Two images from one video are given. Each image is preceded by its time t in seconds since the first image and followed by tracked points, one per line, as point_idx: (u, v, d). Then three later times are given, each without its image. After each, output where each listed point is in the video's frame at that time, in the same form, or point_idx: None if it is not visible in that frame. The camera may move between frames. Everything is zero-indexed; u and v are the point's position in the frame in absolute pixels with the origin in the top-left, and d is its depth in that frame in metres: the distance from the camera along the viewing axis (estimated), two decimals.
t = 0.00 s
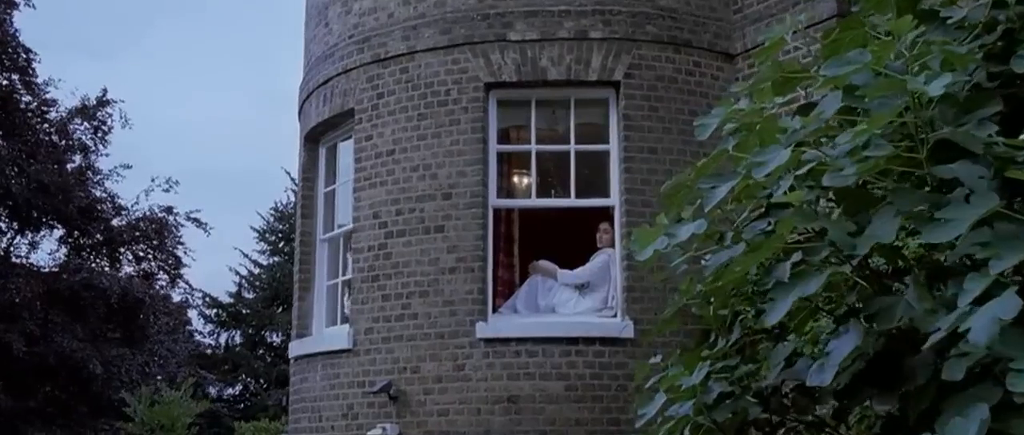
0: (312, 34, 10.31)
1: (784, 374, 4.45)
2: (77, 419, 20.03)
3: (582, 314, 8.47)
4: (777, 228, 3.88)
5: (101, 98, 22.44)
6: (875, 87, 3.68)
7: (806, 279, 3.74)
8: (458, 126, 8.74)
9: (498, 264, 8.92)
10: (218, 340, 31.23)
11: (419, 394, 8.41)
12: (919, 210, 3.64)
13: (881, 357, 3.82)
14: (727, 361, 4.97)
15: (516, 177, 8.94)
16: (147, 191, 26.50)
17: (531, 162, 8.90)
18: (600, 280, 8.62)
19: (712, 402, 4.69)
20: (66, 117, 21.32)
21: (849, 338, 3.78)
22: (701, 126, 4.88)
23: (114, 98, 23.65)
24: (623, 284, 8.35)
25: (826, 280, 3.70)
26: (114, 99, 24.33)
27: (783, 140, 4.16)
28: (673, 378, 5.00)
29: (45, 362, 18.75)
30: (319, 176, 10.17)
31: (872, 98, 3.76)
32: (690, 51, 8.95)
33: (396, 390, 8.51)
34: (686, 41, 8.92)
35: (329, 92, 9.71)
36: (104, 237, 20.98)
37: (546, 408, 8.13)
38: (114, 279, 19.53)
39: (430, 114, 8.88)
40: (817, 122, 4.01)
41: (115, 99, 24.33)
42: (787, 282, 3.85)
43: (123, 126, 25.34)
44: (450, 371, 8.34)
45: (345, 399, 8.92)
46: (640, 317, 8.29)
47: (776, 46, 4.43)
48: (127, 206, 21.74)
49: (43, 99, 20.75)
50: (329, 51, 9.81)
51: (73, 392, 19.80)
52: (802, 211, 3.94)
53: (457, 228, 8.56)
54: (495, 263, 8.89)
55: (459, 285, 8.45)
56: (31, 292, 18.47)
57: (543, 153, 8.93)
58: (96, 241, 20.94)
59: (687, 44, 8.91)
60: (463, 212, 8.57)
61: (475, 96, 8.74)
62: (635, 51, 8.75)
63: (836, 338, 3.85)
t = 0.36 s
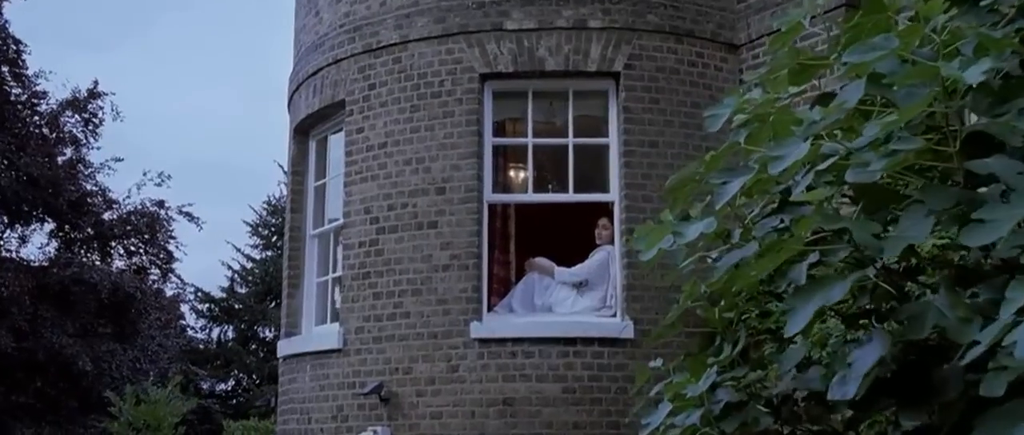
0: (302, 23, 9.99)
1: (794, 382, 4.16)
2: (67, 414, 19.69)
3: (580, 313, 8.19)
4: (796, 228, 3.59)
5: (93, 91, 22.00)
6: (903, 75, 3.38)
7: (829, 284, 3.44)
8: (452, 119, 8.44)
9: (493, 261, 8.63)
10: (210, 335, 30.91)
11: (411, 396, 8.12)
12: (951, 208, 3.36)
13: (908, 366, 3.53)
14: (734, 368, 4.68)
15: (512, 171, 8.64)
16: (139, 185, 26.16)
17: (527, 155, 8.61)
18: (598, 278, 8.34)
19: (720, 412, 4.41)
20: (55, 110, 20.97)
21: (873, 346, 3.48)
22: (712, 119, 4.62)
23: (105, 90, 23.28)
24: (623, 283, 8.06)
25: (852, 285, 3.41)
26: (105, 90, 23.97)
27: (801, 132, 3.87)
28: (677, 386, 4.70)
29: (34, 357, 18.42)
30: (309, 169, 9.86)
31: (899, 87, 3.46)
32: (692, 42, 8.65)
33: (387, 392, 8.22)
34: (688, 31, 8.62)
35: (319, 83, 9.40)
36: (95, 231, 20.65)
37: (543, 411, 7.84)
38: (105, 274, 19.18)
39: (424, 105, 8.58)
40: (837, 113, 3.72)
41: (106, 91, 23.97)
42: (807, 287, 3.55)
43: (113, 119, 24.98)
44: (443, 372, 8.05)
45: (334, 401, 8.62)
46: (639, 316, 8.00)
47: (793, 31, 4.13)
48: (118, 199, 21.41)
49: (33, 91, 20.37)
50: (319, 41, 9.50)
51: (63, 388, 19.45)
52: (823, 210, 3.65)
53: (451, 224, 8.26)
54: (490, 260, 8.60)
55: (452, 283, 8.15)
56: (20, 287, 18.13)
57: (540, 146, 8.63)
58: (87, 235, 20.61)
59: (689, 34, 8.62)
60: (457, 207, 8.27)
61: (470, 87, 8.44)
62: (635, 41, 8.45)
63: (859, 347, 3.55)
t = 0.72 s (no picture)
0: (289, 10, 9.62)
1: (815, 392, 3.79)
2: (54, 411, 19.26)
3: (579, 312, 7.85)
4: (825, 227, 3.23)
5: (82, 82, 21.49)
6: (948, 57, 3.02)
7: (862, 291, 3.06)
8: (445, 109, 8.09)
9: (488, 258, 8.29)
10: (202, 330, 30.54)
11: (402, 399, 7.78)
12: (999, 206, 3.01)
13: (947, 380, 3.20)
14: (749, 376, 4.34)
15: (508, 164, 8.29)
16: (130, 178, 25.76)
17: (524, 147, 8.26)
18: (598, 275, 8.00)
19: (733, 426, 4.06)
20: (44, 101, 20.55)
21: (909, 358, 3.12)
22: (728, 108, 4.28)
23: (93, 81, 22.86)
24: (624, 281, 7.71)
25: (888, 293, 3.03)
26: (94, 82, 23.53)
27: (828, 122, 3.52)
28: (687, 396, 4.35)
29: (20, 354, 18.02)
30: (297, 161, 9.51)
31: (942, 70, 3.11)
32: (696, 29, 8.30)
33: (378, 395, 7.88)
34: (691, 18, 8.27)
35: (307, 72, 9.04)
36: (84, 224, 20.29)
37: (540, 414, 7.50)
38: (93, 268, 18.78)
39: (416, 95, 8.23)
40: (870, 99, 3.38)
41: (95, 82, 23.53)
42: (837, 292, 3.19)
43: (103, 110, 24.57)
44: (437, 374, 7.70)
45: (323, 404, 8.28)
46: (641, 315, 7.65)
47: (819, 11, 3.78)
48: (107, 192, 21.01)
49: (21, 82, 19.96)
50: (307, 28, 9.14)
51: (51, 384, 19.00)
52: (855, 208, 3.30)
53: (444, 220, 7.91)
54: (485, 256, 8.26)
55: (446, 281, 7.80)
56: (7, 281, 17.74)
57: (537, 138, 8.29)
58: (76, 228, 20.22)
59: (692, 21, 8.27)
60: (451, 201, 7.92)
61: (464, 76, 8.09)
62: (636, 28, 8.10)
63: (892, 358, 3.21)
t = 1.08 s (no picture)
0: None
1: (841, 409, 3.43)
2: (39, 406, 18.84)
3: (577, 312, 7.48)
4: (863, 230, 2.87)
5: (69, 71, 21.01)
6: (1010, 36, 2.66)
7: (909, 303, 2.69)
8: (437, 98, 7.72)
9: (481, 254, 7.92)
10: (190, 323, 30.13)
11: (391, 403, 7.41)
12: None
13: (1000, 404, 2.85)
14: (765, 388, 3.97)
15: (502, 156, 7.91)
16: (118, 169, 25.30)
17: (519, 138, 7.88)
18: (597, 272, 7.64)
19: None
20: (29, 90, 20.10)
21: (956, 376, 2.77)
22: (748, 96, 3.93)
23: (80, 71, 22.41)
24: (624, 278, 7.35)
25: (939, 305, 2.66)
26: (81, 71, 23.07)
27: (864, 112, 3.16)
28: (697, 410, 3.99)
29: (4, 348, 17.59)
30: (282, 152, 9.12)
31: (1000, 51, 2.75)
32: (700, 15, 7.93)
33: (365, 398, 7.51)
34: (694, 3, 7.90)
35: (292, 59, 8.65)
36: (70, 216, 19.88)
37: (535, 419, 7.14)
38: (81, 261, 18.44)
39: (406, 83, 7.85)
40: (911, 85, 3.04)
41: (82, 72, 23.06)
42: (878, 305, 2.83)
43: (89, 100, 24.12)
44: (427, 376, 7.33)
45: (308, 406, 7.90)
46: (642, 315, 7.30)
47: None
48: (94, 183, 20.58)
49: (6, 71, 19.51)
50: (292, 13, 8.75)
51: (36, 379, 18.60)
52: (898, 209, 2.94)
53: (435, 214, 7.53)
54: (478, 252, 7.90)
55: (436, 278, 7.43)
56: None
57: (533, 129, 7.91)
58: (63, 220, 19.82)
59: (696, 6, 7.90)
60: (442, 195, 7.55)
61: (456, 63, 7.72)
62: (637, 14, 7.73)
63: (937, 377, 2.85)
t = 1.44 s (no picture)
0: None
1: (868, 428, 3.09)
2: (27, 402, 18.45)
3: (576, 312, 7.16)
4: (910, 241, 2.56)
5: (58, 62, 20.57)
6: None
7: (966, 323, 2.40)
8: (429, 88, 7.37)
9: (476, 251, 7.59)
10: (180, 318, 29.77)
11: (381, 407, 7.07)
12: None
13: None
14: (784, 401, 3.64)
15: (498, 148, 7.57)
16: (108, 162, 24.87)
17: (515, 130, 7.54)
18: (597, 270, 7.31)
19: None
20: (16, 82, 19.67)
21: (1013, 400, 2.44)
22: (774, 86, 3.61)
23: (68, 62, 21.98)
24: (625, 277, 7.02)
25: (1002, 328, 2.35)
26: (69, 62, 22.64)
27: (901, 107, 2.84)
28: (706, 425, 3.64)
29: None
30: (268, 145, 8.78)
31: None
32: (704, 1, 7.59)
33: (354, 401, 7.18)
34: None
35: (279, 47, 8.30)
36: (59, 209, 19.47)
37: (532, 424, 6.81)
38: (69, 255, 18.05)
39: (397, 72, 7.50)
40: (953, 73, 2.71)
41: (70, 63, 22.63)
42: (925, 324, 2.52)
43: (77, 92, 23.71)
44: (419, 379, 7.00)
45: (295, 410, 7.57)
46: (644, 314, 6.97)
47: None
48: (83, 176, 20.17)
49: None
50: None
51: (24, 375, 18.21)
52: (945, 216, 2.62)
53: (428, 209, 7.19)
54: (473, 249, 7.56)
55: (429, 277, 7.10)
56: None
57: (529, 120, 7.57)
58: (51, 213, 19.40)
59: None
60: (435, 189, 7.21)
61: (449, 51, 7.37)
62: None
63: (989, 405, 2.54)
